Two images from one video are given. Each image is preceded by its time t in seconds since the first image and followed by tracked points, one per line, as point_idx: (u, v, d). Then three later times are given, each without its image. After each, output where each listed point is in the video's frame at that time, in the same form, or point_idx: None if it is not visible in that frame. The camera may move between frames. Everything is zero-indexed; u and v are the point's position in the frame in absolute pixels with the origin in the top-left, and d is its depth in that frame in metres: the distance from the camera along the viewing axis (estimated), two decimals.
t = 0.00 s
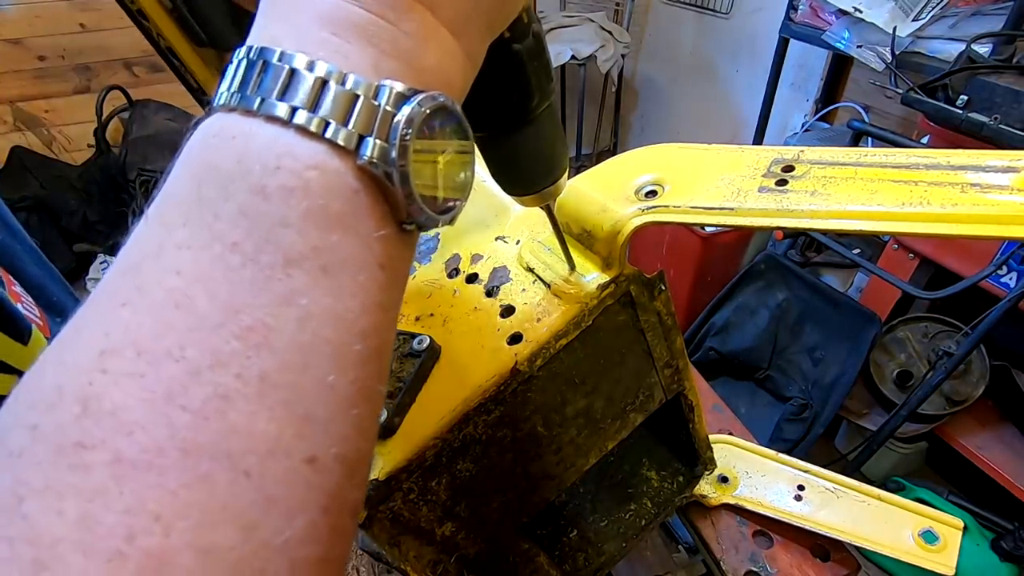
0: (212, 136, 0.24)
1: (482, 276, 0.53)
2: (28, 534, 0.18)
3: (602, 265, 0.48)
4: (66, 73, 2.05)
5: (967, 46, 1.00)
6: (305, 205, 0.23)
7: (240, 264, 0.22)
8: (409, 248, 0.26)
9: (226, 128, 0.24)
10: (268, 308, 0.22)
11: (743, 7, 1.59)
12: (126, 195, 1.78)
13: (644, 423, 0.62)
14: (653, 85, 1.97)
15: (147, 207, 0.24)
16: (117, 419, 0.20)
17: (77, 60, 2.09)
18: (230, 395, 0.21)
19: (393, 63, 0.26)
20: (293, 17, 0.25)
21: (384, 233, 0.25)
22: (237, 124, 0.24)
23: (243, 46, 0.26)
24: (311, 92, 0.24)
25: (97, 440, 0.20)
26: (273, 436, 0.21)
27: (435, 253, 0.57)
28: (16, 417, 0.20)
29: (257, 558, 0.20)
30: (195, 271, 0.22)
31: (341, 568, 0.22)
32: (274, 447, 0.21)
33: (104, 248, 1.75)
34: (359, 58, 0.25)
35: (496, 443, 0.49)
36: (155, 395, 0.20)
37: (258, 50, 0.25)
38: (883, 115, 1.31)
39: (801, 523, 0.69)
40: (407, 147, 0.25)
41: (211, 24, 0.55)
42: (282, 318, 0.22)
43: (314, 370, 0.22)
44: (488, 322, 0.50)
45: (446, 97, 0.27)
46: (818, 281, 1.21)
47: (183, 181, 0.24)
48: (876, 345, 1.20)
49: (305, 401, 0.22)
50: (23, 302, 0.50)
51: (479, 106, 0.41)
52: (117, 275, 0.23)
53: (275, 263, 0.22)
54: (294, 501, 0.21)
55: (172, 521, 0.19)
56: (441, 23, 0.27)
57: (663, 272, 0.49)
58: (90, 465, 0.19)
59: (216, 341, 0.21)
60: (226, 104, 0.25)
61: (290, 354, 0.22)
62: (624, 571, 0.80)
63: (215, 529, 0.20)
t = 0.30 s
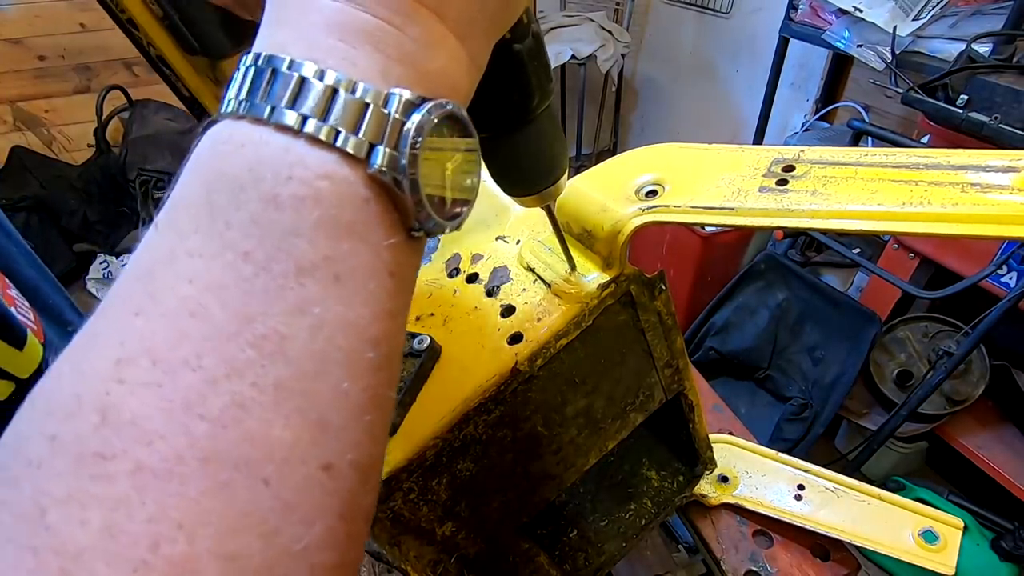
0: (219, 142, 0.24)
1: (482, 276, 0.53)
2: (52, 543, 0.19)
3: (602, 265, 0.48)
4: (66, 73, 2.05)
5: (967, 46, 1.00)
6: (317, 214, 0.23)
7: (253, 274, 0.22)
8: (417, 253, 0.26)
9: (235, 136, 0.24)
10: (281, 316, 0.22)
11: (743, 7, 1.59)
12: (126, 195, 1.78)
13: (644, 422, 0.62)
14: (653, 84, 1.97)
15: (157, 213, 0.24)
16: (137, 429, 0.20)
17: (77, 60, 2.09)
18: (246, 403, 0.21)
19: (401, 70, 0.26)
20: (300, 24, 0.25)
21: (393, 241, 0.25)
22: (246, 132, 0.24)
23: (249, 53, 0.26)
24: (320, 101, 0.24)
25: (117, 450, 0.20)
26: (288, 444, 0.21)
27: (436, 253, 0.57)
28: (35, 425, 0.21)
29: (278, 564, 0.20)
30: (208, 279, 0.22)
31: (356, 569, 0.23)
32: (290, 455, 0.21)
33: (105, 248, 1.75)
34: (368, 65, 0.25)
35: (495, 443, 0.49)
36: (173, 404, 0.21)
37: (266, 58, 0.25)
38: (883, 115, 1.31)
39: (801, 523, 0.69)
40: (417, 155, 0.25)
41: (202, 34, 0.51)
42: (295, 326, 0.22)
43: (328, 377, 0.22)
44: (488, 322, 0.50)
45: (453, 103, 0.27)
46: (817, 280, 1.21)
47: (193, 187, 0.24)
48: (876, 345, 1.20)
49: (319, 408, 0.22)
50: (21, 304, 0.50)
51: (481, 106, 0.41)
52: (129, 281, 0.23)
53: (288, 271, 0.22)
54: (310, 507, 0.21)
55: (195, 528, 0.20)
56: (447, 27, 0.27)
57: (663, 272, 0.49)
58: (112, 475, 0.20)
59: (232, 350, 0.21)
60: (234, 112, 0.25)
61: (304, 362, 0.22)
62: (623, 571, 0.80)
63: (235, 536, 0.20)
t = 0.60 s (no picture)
0: (226, 153, 0.24)
1: (482, 276, 0.53)
2: (61, 566, 0.19)
3: (602, 265, 0.48)
4: (67, 73, 2.05)
5: (968, 47, 1.00)
6: (327, 227, 0.23)
7: (262, 288, 0.22)
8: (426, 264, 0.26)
9: (242, 147, 0.24)
10: (291, 331, 0.22)
11: (743, 7, 1.59)
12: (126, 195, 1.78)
13: (644, 422, 0.62)
14: (653, 84, 1.98)
15: (163, 226, 0.24)
16: (146, 448, 0.20)
17: (77, 60, 2.09)
18: (258, 421, 0.21)
19: (409, 80, 0.26)
20: (307, 34, 0.25)
21: (402, 253, 0.25)
22: (254, 144, 0.24)
23: (256, 63, 0.26)
24: (329, 111, 0.24)
25: (126, 470, 0.20)
26: (300, 460, 0.21)
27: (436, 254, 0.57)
28: (41, 445, 0.20)
29: None
30: (217, 295, 0.22)
31: None
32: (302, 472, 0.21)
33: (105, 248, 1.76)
34: (376, 76, 0.25)
35: (496, 443, 0.49)
36: (183, 422, 0.21)
37: (273, 68, 0.25)
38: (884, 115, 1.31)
39: (801, 523, 0.69)
40: (426, 165, 0.26)
41: (198, 37, 0.52)
42: (306, 341, 0.22)
43: (339, 393, 0.22)
44: (488, 322, 0.50)
45: (460, 112, 0.28)
46: (818, 281, 1.22)
47: (200, 199, 0.24)
48: (876, 345, 1.20)
49: (331, 424, 0.22)
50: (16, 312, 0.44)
51: (484, 111, 0.41)
52: (134, 295, 0.23)
53: (297, 285, 0.23)
54: (323, 525, 0.21)
55: (207, 549, 0.20)
56: (454, 34, 0.27)
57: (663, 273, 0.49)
58: (121, 496, 0.20)
59: (242, 366, 0.21)
60: (241, 122, 0.25)
61: (315, 378, 0.22)
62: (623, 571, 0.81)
63: (247, 557, 0.20)
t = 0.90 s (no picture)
0: (222, 157, 0.25)
1: (482, 276, 0.54)
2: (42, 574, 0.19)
3: (602, 264, 0.48)
4: (65, 73, 2.04)
5: (967, 45, 1.00)
6: (322, 232, 0.23)
7: (256, 293, 0.22)
8: (422, 269, 0.27)
9: (238, 151, 0.25)
10: (285, 336, 0.22)
11: (742, 7, 1.60)
12: (125, 196, 1.78)
13: (645, 421, 0.62)
14: (652, 83, 1.98)
15: (159, 230, 0.24)
16: (134, 454, 0.20)
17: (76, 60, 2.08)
18: (249, 427, 0.21)
19: (406, 86, 0.26)
20: (303, 40, 0.25)
21: (397, 257, 0.25)
22: (249, 148, 0.24)
23: (253, 68, 0.26)
24: (324, 116, 0.24)
25: (112, 476, 0.20)
26: (292, 467, 0.21)
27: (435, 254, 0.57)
28: (28, 452, 0.21)
29: None
30: (211, 299, 0.22)
31: None
32: (294, 479, 0.21)
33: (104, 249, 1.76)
34: (372, 82, 0.25)
35: (496, 443, 0.49)
36: (172, 428, 0.21)
37: (269, 73, 0.25)
38: (883, 114, 1.31)
39: (801, 522, 0.69)
40: (422, 171, 0.26)
41: (194, 41, 0.52)
42: (300, 346, 0.22)
43: (335, 399, 0.22)
44: (488, 322, 0.50)
45: (456, 119, 0.28)
46: (817, 280, 1.22)
47: (196, 202, 0.24)
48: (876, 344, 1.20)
49: (325, 429, 0.22)
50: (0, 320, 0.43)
51: (483, 113, 0.41)
52: (125, 301, 0.23)
53: (291, 290, 0.23)
54: (313, 535, 0.22)
55: (193, 557, 0.20)
56: (449, 41, 0.27)
57: (662, 272, 0.49)
58: (106, 503, 0.20)
59: (234, 371, 0.22)
60: (237, 127, 0.25)
61: (309, 384, 0.22)
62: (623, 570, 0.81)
63: (237, 564, 0.20)
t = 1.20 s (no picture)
0: (224, 158, 0.25)
1: (482, 276, 0.54)
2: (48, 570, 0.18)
3: (602, 265, 0.48)
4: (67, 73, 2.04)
5: (967, 46, 1.00)
6: (325, 230, 0.23)
7: (260, 291, 0.22)
8: (423, 269, 0.27)
9: (241, 151, 0.24)
10: (289, 334, 0.22)
11: (743, 7, 1.60)
12: (125, 196, 1.79)
13: (644, 422, 0.62)
14: (653, 84, 1.98)
15: (161, 231, 0.24)
16: (139, 451, 0.20)
17: (77, 60, 2.05)
18: (254, 424, 0.21)
19: (407, 86, 0.26)
20: (306, 40, 0.25)
21: (400, 256, 0.25)
22: (252, 147, 0.24)
23: (255, 68, 0.26)
24: (327, 115, 0.24)
25: (118, 472, 0.20)
26: (297, 464, 0.21)
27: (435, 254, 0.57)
28: (32, 449, 0.20)
29: None
30: (214, 297, 0.22)
31: None
32: (298, 476, 0.21)
33: (105, 248, 1.77)
34: (375, 82, 0.25)
35: (496, 443, 0.49)
36: (177, 425, 0.21)
37: (272, 72, 0.25)
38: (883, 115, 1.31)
39: (801, 523, 0.69)
40: (424, 170, 0.26)
41: (192, 50, 0.52)
42: (304, 344, 0.22)
43: (338, 396, 0.22)
44: (488, 322, 0.50)
45: (458, 118, 0.28)
46: (818, 281, 1.22)
47: (199, 202, 0.24)
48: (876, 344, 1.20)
49: (329, 427, 0.22)
50: None
51: (481, 113, 0.41)
52: (130, 299, 0.23)
53: (295, 288, 0.23)
54: (319, 531, 0.21)
55: (199, 553, 0.19)
56: (450, 41, 0.27)
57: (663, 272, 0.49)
58: (111, 499, 0.19)
59: (238, 368, 0.21)
60: (240, 127, 0.25)
61: (314, 381, 0.22)
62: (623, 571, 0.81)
63: (241, 561, 0.20)
